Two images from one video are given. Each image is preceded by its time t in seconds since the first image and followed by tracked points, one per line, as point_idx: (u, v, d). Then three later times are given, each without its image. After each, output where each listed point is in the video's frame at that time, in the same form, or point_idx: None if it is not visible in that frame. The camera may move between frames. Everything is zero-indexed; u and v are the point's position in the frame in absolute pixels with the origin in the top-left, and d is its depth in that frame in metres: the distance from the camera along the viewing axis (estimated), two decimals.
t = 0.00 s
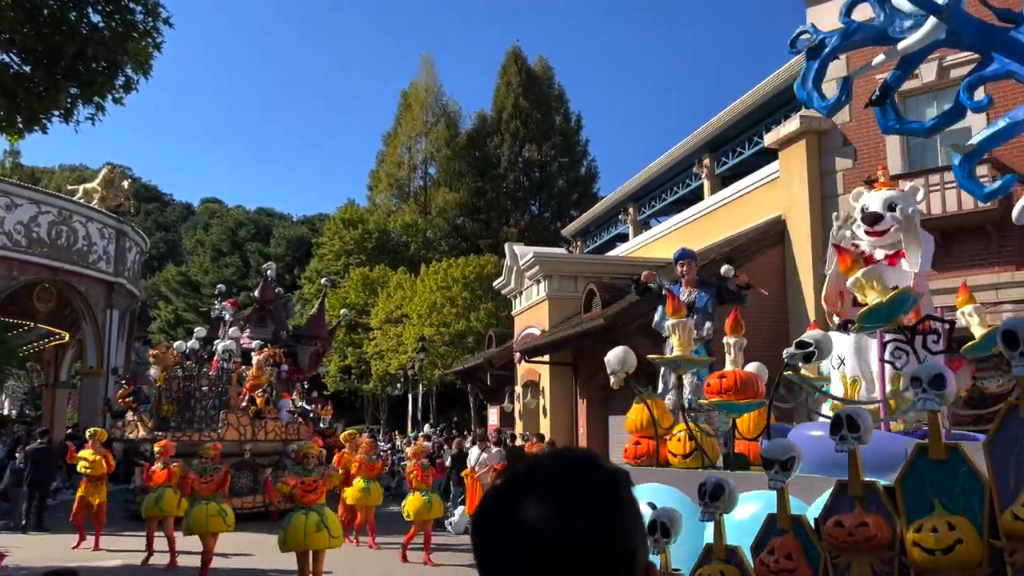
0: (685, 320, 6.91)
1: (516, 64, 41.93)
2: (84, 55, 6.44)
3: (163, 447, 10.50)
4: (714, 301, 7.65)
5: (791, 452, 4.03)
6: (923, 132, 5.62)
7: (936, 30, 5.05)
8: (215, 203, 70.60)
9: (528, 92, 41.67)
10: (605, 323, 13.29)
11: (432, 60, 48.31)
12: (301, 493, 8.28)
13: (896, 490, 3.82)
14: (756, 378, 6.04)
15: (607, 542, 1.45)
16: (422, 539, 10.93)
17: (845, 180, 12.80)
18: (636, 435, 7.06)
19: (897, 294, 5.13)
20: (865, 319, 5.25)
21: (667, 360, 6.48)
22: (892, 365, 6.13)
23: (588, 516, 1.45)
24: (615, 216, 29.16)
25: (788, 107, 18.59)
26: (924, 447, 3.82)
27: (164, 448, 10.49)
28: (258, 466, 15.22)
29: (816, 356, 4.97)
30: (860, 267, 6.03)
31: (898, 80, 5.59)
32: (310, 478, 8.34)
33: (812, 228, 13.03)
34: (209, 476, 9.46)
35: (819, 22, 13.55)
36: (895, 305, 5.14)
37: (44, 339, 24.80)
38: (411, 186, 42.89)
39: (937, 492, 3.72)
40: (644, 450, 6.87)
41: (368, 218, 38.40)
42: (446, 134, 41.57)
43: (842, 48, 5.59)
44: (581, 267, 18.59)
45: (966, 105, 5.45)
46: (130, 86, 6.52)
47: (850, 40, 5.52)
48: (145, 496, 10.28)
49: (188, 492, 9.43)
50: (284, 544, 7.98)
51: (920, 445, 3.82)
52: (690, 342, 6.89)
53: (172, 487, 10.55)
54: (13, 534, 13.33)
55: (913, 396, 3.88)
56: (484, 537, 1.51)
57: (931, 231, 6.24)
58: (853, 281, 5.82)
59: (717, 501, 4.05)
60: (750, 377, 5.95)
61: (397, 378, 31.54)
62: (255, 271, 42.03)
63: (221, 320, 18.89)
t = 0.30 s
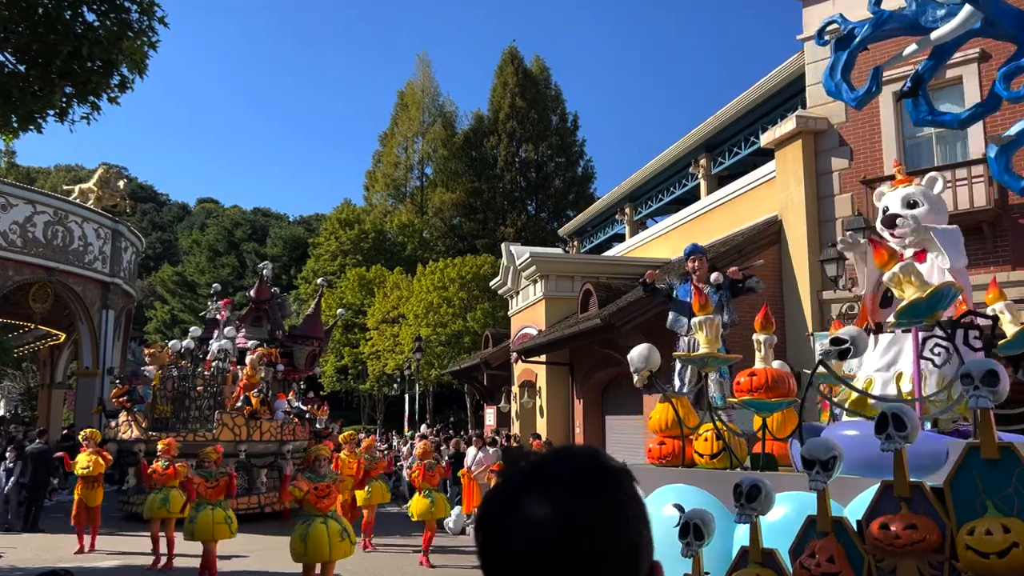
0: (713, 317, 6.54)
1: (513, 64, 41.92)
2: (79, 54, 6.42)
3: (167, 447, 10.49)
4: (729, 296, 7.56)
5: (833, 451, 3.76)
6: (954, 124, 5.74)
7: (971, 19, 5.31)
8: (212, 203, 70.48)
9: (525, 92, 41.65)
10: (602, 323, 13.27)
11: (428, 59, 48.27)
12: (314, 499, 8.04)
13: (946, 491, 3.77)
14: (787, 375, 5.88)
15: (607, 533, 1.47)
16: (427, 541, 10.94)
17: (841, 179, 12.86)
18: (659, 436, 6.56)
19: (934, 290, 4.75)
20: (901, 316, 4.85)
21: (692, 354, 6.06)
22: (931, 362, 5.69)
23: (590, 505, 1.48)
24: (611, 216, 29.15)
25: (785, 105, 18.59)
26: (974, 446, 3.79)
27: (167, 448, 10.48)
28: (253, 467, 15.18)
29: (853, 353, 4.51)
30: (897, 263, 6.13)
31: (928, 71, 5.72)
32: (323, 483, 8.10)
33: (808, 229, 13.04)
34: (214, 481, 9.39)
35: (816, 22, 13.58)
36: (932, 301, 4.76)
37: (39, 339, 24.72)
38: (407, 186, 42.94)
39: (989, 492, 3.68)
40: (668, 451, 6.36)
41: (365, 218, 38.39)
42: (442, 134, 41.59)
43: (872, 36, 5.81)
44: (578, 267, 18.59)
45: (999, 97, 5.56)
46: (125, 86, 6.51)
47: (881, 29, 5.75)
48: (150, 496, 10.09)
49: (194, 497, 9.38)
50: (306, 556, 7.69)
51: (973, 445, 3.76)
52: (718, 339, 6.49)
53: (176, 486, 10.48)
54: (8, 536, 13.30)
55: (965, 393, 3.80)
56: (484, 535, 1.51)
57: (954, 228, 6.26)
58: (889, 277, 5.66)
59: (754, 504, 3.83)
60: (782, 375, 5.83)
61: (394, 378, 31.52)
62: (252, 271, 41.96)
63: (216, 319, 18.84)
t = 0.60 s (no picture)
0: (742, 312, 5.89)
1: (512, 65, 41.94)
2: (77, 55, 6.42)
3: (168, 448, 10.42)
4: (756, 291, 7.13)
5: (879, 454, 3.43)
6: (988, 115, 5.64)
7: (1007, 9, 5.14)
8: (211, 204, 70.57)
9: (523, 93, 41.68)
10: (601, 323, 13.22)
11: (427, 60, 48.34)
12: (334, 499, 7.99)
13: (1001, 496, 3.38)
14: (822, 372, 5.31)
15: (620, 536, 1.47)
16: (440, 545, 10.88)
17: (840, 179, 12.86)
18: (687, 436, 6.18)
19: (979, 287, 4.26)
20: (945, 314, 4.37)
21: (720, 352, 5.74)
22: (975, 361, 5.31)
23: (601, 504, 1.47)
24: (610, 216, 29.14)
25: (784, 104, 18.57)
26: None
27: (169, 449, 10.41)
28: (251, 468, 15.14)
29: (893, 352, 4.09)
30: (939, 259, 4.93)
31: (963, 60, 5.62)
32: (341, 482, 8.15)
33: (807, 229, 13.03)
34: (220, 481, 9.32)
35: (815, 22, 13.58)
36: (977, 299, 4.27)
37: (38, 341, 24.76)
38: (406, 187, 43.00)
39: None
40: (696, 452, 6.00)
41: (364, 219, 38.45)
42: (441, 135, 41.63)
43: (906, 27, 5.74)
44: (576, 267, 18.57)
45: None
46: (124, 87, 6.51)
47: (915, 18, 5.67)
48: (150, 505, 10.01)
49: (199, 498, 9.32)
50: (335, 552, 7.62)
51: None
52: (748, 339, 5.86)
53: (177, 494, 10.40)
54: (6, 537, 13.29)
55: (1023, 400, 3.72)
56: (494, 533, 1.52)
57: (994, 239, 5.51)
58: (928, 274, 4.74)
59: (795, 510, 3.45)
60: (818, 372, 5.25)
61: (393, 378, 31.54)
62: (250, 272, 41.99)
63: (213, 320, 18.81)
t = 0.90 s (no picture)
0: (778, 312, 5.87)
1: (514, 66, 41.92)
2: (80, 57, 6.43)
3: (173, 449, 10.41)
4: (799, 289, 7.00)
5: (934, 457, 3.37)
6: None
7: None
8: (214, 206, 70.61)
9: (526, 94, 41.62)
10: (603, 325, 13.21)
11: (429, 61, 48.32)
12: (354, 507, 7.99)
13: None
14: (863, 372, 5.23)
15: (654, 535, 1.56)
16: (450, 547, 10.92)
17: (842, 181, 12.85)
18: (718, 440, 6.11)
19: None
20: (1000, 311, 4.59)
21: (756, 352, 5.70)
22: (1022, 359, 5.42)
23: (643, 512, 1.56)
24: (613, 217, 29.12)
25: (787, 105, 18.56)
26: None
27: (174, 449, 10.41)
28: (253, 469, 15.17)
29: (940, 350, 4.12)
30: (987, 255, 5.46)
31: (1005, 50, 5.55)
32: (361, 490, 8.11)
33: (809, 229, 13.00)
34: (226, 486, 9.29)
35: (817, 23, 13.58)
36: None
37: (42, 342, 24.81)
38: (408, 188, 43.04)
39: None
40: (730, 454, 5.93)
41: (367, 219, 38.51)
42: (444, 137, 41.63)
43: (945, 15, 5.67)
44: (579, 268, 18.58)
45: None
46: (127, 88, 6.51)
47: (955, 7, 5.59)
48: (149, 500, 10.03)
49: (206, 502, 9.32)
50: (358, 568, 7.55)
51: None
52: (784, 339, 5.84)
53: (178, 491, 10.42)
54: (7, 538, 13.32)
55: None
56: (537, 528, 1.62)
57: None
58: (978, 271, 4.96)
59: (843, 513, 3.42)
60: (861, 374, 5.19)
61: (395, 379, 31.55)
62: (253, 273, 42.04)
63: (214, 321, 18.82)
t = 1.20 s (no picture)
0: (821, 309, 5.34)
1: (520, 67, 41.90)
2: (87, 59, 6.46)
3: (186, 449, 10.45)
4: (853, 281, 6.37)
5: (1000, 460, 3.21)
6: None
7: None
8: (221, 207, 70.81)
9: (532, 95, 41.58)
10: (610, 325, 13.17)
11: (436, 62, 48.37)
12: (378, 505, 7.90)
13: None
14: (914, 371, 4.77)
15: (697, 540, 1.56)
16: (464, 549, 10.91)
17: (849, 181, 12.81)
18: (759, 442, 5.62)
19: None
20: None
21: (801, 351, 5.27)
22: None
23: (682, 512, 1.56)
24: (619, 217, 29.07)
25: (795, 105, 18.49)
26: None
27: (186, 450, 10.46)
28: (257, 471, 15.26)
29: (997, 348, 3.90)
30: None
31: None
32: (385, 488, 7.98)
33: (818, 229, 12.95)
34: (244, 488, 9.28)
35: (824, 23, 13.53)
36: None
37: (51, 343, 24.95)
38: (415, 189, 43.15)
39: None
40: (771, 457, 5.45)
41: (373, 220, 38.64)
42: (450, 137, 41.70)
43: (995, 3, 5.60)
44: (585, 269, 18.55)
45: None
46: (133, 90, 6.55)
47: None
48: (157, 503, 10.06)
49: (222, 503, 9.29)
50: (391, 561, 7.63)
51: None
52: (829, 338, 5.31)
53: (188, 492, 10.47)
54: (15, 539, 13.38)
55: None
56: (573, 528, 1.62)
57: None
58: None
59: (897, 515, 3.33)
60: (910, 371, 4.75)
61: (402, 380, 31.62)
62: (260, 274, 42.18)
63: (221, 321, 18.87)
